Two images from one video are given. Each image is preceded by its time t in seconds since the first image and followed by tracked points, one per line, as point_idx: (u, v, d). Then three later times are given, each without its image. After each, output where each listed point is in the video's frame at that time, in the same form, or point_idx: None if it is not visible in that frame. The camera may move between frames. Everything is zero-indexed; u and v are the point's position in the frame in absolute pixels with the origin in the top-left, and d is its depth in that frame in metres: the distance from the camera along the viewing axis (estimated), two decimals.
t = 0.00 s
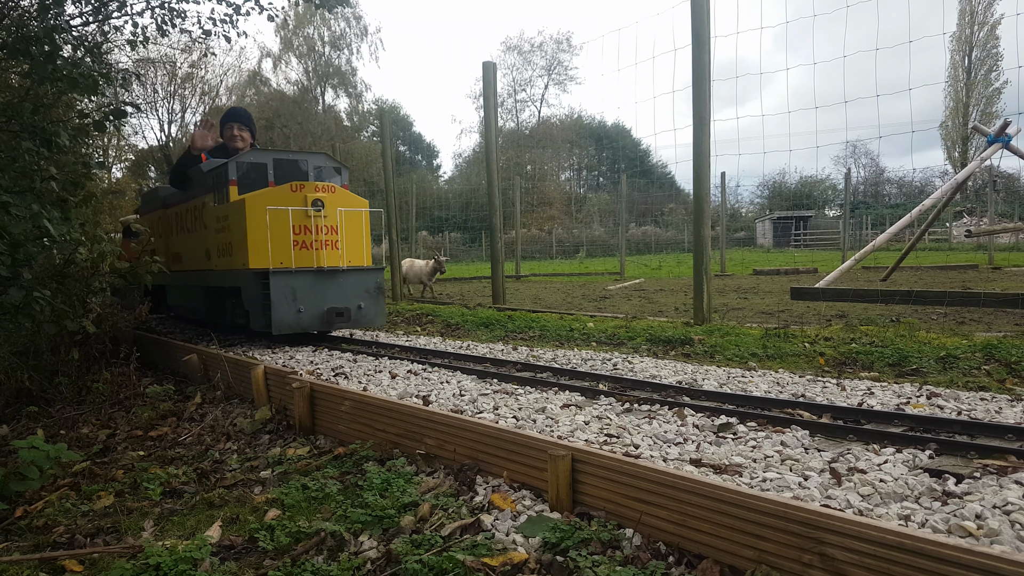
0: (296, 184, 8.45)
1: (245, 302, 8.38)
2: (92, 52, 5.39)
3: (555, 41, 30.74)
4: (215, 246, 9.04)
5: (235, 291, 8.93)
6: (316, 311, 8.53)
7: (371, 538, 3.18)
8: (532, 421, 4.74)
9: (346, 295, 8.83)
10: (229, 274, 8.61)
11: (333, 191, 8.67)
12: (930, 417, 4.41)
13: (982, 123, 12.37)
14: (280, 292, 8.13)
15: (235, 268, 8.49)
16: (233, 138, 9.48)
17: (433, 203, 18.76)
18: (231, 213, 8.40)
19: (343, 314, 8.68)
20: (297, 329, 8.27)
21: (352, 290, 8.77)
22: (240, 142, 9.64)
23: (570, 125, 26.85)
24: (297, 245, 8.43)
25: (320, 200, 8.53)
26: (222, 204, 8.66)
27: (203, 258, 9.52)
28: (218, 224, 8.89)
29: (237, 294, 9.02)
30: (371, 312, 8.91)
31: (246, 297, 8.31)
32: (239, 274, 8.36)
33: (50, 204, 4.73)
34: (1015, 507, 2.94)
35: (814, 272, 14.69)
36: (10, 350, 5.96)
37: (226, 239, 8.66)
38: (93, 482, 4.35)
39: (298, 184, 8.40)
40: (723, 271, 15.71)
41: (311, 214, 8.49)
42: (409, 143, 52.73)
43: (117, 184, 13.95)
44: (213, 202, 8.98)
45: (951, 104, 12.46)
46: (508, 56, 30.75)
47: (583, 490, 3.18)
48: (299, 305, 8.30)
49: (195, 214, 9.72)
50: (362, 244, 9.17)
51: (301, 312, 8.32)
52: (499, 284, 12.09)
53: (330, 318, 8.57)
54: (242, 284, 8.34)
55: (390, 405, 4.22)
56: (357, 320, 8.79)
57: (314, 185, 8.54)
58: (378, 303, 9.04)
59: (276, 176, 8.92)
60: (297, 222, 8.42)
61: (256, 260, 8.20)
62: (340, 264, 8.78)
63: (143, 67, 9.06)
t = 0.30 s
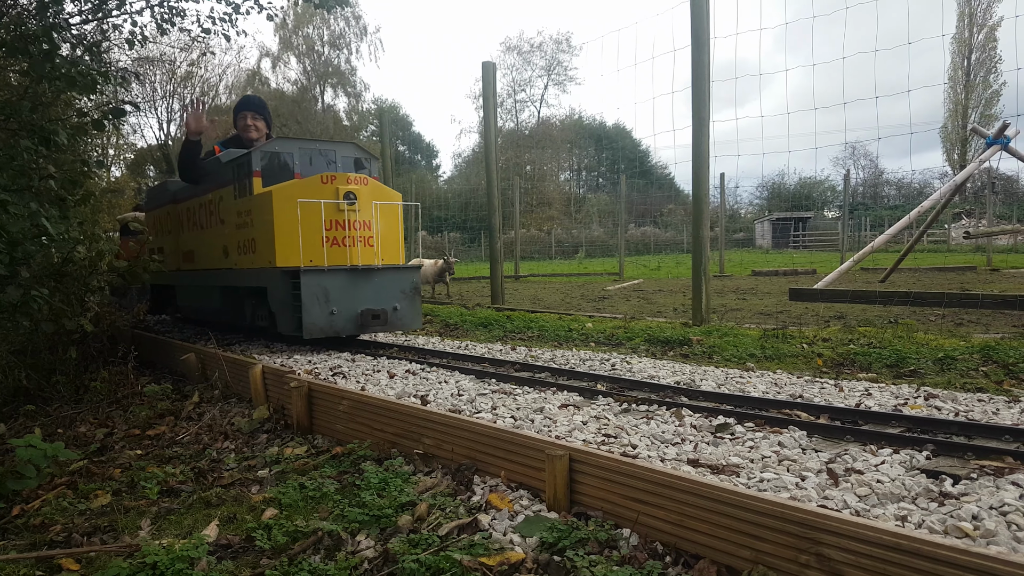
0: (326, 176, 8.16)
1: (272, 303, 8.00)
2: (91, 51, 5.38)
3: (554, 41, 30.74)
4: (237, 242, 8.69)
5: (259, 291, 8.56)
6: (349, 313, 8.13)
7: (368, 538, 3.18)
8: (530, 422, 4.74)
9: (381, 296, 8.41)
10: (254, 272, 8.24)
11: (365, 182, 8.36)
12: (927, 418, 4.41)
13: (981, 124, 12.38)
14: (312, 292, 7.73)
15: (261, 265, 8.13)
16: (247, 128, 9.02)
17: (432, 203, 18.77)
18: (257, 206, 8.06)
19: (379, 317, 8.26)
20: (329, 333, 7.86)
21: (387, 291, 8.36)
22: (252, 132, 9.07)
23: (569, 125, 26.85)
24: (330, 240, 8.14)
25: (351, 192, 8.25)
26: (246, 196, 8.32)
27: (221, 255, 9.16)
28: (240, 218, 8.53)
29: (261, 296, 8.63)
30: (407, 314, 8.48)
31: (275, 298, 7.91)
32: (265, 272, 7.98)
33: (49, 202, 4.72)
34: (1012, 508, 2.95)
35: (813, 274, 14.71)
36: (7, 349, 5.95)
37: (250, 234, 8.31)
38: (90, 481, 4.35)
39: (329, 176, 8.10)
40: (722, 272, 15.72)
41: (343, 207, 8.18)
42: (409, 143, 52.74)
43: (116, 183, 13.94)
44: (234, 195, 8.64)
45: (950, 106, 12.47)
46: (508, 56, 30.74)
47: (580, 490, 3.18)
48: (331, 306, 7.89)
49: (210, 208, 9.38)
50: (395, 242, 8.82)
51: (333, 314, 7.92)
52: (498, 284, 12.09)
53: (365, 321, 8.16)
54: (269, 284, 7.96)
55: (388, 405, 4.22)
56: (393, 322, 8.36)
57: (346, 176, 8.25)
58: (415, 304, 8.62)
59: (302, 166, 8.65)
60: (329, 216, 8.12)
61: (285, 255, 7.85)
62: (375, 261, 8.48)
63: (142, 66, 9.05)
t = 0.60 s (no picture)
0: (363, 167, 7.74)
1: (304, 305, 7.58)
2: (89, 49, 5.37)
3: (554, 41, 30.74)
4: (264, 237, 8.28)
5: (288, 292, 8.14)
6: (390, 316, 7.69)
7: (365, 536, 3.17)
8: (528, 421, 4.74)
9: (424, 297, 7.95)
10: (285, 270, 7.82)
11: (404, 173, 7.90)
12: (925, 417, 4.41)
13: (981, 125, 12.38)
14: (350, 293, 7.29)
15: (293, 260, 7.71)
16: (266, 116, 8.83)
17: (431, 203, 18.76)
18: (288, 199, 7.64)
19: (423, 319, 7.81)
20: (369, 337, 7.43)
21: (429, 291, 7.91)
22: (274, 120, 8.92)
23: (569, 125, 26.85)
24: (368, 236, 7.72)
25: (390, 183, 7.80)
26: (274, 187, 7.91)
27: (245, 251, 8.76)
28: (269, 211, 8.13)
29: (290, 297, 8.20)
30: (450, 315, 8.04)
31: (309, 300, 7.48)
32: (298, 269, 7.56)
33: (47, 200, 4.71)
34: (1010, 508, 2.95)
35: (812, 274, 14.71)
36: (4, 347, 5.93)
37: (280, 228, 7.89)
38: (87, 480, 4.34)
39: (367, 166, 7.70)
40: (720, 272, 15.73)
41: (382, 199, 7.73)
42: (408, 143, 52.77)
43: (115, 182, 13.92)
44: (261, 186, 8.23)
45: (949, 106, 12.46)
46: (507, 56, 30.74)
47: (577, 489, 3.18)
48: (370, 308, 7.46)
49: (230, 202, 9.00)
50: (436, 237, 8.37)
51: (373, 317, 7.49)
52: (496, 283, 12.08)
53: (408, 323, 7.71)
54: (302, 284, 7.53)
55: (386, 404, 4.21)
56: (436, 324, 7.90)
57: (385, 166, 7.81)
58: (458, 304, 8.16)
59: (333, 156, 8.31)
60: (368, 209, 7.70)
61: (319, 250, 7.43)
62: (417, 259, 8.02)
63: (141, 64, 9.03)
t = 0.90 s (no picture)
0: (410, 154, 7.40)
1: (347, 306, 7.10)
2: (89, 46, 5.36)
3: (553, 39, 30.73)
4: (297, 231, 7.85)
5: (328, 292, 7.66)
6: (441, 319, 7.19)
7: (363, 534, 3.17)
8: (526, 419, 4.74)
9: (475, 298, 7.44)
10: (322, 266, 7.37)
11: (451, 162, 7.61)
12: (924, 416, 4.41)
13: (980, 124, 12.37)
14: (398, 294, 6.81)
15: (331, 255, 7.29)
16: (287, 103, 8.51)
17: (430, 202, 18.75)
18: (327, 188, 7.23)
19: (476, 323, 7.27)
20: (419, 341, 6.94)
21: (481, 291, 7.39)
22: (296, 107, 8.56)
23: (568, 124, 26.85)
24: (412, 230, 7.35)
25: (438, 172, 7.49)
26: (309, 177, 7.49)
27: (272, 247, 8.33)
28: (302, 203, 7.72)
29: (325, 297, 7.74)
30: (503, 319, 7.51)
31: (353, 301, 6.99)
32: (337, 264, 7.12)
33: (46, 198, 4.70)
34: (1007, 507, 2.95)
35: (811, 273, 14.71)
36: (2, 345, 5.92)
37: (317, 220, 7.48)
38: (85, 478, 4.33)
39: (414, 154, 7.36)
40: (719, 272, 15.73)
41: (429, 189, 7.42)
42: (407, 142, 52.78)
43: (113, 180, 13.91)
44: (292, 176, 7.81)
45: (949, 105, 12.45)
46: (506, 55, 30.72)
47: (576, 487, 3.18)
48: (420, 311, 6.97)
49: (255, 193, 8.58)
50: (482, 232, 8.11)
51: (423, 320, 6.99)
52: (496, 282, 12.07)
53: (461, 327, 7.19)
54: (344, 283, 7.06)
55: (385, 402, 4.21)
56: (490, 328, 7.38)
57: (432, 154, 7.50)
58: (512, 306, 7.63)
59: (371, 144, 7.90)
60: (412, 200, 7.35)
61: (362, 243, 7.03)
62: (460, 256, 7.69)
63: (141, 62, 9.01)
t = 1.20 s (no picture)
0: (467, 141, 6.90)
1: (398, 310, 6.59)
2: (87, 45, 5.34)
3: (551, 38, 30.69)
4: (337, 226, 7.39)
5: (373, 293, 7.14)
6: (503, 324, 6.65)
7: (362, 534, 3.17)
8: (525, 418, 4.74)
9: (539, 300, 6.88)
10: (370, 265, 6.88)
11: (510, 149, 7.09)
12: (922, 415, 4.40)
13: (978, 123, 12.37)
14: (459, 297, 6.27)
15: (379, 252, 6.82)
16: (314, 89, 8.17)
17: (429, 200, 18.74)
18: (375, 177, 6.76)
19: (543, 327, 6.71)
20: (482, 349, 6.44)
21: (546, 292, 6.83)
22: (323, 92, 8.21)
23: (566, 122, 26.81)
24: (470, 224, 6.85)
25: (497, 161, 6.98)
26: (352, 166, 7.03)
27: (308, 244, 7.86)
28: (343, 196, 7.26)
29: (368, 299, 7.22)
30: (570, 322, 6.96)
31: (406, 305, 6.49)
32: (386, 263, 6.65)
33: (43, 197, 4.68)
34: (1006, 506, 2.96)
35: (810, 272, 14.70)
36: None
37: (362, 214, 7.02)
38: (83, 478, 4.32)
39: (471, 140, 6.86)
40: (717, 270, 15.73)
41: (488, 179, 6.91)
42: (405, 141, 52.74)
43: (111, 178, 13.88)
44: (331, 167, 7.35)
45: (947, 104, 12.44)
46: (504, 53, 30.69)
47: (574, 487, 3.17)
48: (482, 315, 6.43)
49: (287, 187, 8.12)
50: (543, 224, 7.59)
51: (486, 325, 6.45)
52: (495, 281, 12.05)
53: (526, 332, 6.64)
54: (395, 284, 6.56)
55: (383, 401, 4.20)
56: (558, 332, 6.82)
57: (491, 141, 6.99)
58: (578, 308, 7.09)
59: (420, 130, 7.36)
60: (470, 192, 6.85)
61: (415, 239, 6.57)
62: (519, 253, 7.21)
63: (139, 60, 8.98)
